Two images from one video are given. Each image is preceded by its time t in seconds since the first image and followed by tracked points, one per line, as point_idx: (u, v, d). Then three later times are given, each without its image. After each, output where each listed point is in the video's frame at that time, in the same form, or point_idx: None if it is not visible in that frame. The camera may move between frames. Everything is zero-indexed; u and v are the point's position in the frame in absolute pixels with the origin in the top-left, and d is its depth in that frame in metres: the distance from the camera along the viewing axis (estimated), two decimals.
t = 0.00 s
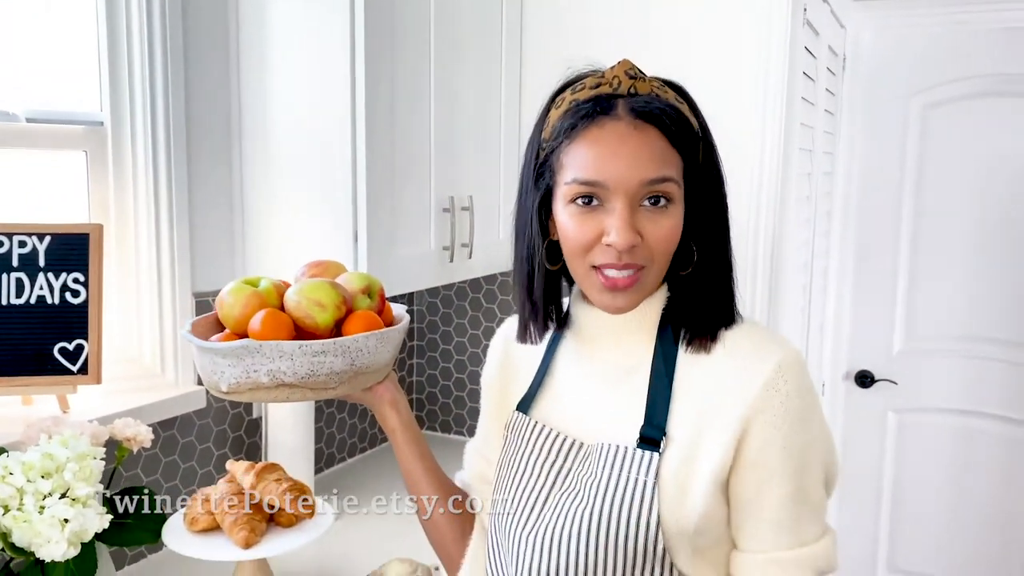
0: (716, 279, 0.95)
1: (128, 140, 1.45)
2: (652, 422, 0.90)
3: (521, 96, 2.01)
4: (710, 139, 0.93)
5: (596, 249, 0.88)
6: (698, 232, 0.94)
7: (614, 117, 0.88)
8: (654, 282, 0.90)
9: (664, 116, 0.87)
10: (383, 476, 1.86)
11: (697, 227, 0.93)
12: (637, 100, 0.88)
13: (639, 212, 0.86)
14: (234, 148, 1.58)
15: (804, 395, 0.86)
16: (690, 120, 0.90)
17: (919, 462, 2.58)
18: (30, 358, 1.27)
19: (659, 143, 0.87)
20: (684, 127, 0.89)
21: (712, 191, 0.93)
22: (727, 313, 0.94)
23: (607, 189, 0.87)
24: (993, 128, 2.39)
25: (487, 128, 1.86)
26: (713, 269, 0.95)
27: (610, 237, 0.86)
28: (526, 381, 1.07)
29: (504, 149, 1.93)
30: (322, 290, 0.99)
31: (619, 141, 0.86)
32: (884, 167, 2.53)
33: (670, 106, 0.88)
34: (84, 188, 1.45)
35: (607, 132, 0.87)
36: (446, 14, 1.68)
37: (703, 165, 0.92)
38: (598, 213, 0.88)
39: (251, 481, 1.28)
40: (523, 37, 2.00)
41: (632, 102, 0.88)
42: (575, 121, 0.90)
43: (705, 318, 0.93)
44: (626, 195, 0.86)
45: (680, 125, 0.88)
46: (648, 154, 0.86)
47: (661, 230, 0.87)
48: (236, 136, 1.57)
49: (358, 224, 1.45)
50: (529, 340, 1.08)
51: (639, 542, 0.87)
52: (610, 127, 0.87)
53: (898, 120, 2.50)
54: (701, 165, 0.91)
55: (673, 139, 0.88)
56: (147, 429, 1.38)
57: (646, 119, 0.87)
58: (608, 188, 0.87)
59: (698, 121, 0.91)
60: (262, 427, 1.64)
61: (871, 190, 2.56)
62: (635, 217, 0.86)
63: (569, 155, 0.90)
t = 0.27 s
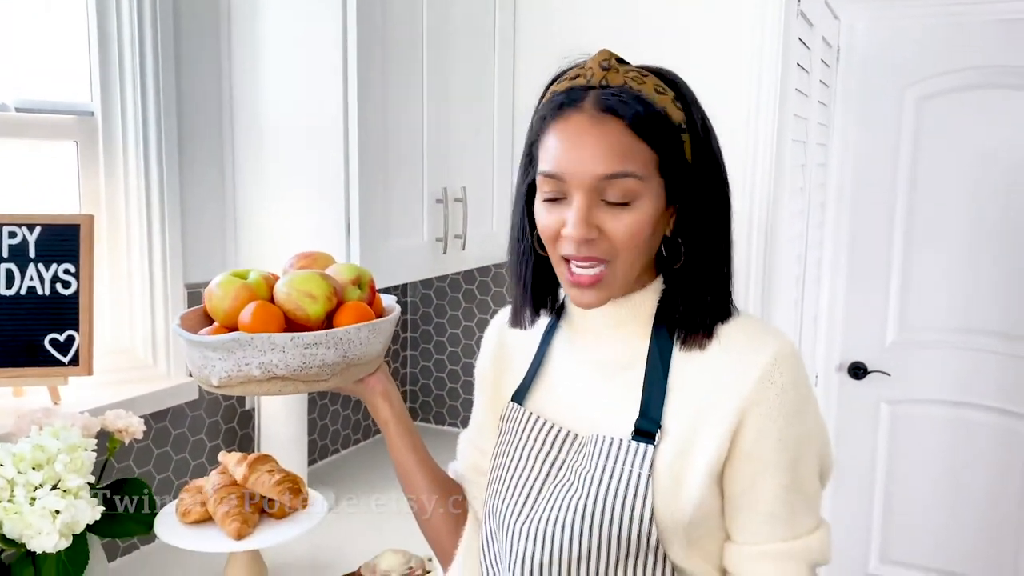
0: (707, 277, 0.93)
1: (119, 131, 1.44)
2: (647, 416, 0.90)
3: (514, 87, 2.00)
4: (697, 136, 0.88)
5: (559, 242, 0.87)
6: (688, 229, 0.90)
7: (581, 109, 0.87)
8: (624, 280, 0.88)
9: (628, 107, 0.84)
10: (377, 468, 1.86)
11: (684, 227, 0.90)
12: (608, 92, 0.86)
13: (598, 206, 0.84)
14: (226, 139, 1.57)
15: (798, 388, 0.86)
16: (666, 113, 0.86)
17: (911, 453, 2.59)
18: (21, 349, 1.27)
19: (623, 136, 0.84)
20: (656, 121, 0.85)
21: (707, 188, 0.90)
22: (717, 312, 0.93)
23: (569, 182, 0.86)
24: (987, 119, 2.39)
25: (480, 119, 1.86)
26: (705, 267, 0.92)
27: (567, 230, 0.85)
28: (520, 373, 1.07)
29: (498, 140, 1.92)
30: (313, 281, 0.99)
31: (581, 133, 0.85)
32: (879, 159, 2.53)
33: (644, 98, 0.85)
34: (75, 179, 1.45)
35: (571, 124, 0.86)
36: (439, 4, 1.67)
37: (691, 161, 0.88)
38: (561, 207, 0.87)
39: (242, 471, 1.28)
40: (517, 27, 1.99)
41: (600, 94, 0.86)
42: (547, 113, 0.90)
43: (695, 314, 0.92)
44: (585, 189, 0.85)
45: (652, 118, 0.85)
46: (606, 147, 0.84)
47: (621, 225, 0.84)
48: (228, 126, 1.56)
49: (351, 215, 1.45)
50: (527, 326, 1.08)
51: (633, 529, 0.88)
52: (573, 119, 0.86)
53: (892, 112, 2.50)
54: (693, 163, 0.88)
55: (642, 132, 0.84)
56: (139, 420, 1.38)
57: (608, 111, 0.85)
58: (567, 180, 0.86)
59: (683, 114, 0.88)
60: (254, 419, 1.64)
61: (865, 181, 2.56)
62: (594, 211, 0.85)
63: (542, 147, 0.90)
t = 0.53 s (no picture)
0: (716, 274, 0.88)
1: (112, 125, 1.43)
2: (647, 412, 0.90)
3: (510, 82, 1.99)
4: (688, 129, 0.85)
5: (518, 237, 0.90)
6: (693, 223, 0.85)
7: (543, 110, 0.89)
8: (575, 277, 0.87)
9: (576, 108, 0.85)
10: (372, 464, 1.86)
11: (684, 223, 0.85)
12: (566, 91, 0.87)
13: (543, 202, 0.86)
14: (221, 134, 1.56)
15: (799, 387, 0.85)
16: (622, 112, 0.84)
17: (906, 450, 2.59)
18: (14, 344, 1.26)
19: (567, 133, 0.85)
20: (608, 121, 0.84)
21: (711, 178, 0.86)
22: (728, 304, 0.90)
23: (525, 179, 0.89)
24: (983, 117, 2.39)
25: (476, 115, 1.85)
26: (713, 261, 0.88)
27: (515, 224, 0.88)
28: (520, 369, 1.07)
29: (493, 136, 1.92)
30: (311, 274, 0.98)
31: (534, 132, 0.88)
32: (874, 156, 2.53)
33: (596, 96, 0.85)
34: (68, 173, 1.44)
35: (532, 124, 0.89)
36: None
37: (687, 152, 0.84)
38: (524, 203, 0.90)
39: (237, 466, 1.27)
40: (513, 23, 1.99)
41: (559, 95, 0.87)
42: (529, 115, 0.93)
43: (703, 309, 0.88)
44: (535, 185, 0.87)
45: (604, 117, 0.84)
46: (550, 146, 0.85)
47: (563, 222, 0.85)
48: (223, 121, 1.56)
49: (346, 210, 1.44)
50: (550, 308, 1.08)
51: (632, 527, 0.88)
52: (533, 120, 0.89)
53: (888, 109, 2.50)
54: (694, 153, 0.85)
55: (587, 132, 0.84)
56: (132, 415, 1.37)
57: (561, 112, 0.86)
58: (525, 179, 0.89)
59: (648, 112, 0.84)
60: (249, 414, 1.64)
61: (861, 179, 2.56)
62: (541, 207, 0.87)
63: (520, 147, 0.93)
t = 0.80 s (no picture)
0: (727, 280, 0.91)
1: (112, 128, 1.43)
2: (644, 420, 0.90)
3: (510, 86, 2.00)
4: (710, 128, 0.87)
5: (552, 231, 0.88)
6: (703, 226, 0.87)
7: (581, 103, 0.87)
8: (613, 274, 0.88)
9: (624, 103, 0.84)
10: (370, 467, 1.86)
11: (698, 224, 0.87)
12: (610, 87, 0.86)
13: (588, 197, 0.85)
14: (220, 138, 1.57)
15: (798, 396, 0.86)
16: (672, 110, 0.85)
17: (904, 453, 2.60)
18: (13, 348, 1.27)
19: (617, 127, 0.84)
20: (657, 117, 0.84)
21: (720, 182, 0.88)
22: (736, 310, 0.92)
23: (563, 172, 0.87)
24: (982, 121, 2.40)
25: (475, 119, 1.86)
26: (721, 267, 0.90)
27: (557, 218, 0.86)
28: (518, 375, 1.07)
29: (493, 140, 1.92)
30: (315, 282, 0.98)
31: (580, 124, 0.86)
32: (873, 160, 2.54)
33: (643, 93, 0.85)
34: (68, 176, 1.44)
35: (569, 117, 0.87)
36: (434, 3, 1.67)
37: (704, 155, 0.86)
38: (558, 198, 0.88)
39: (236, 471, 1.27)
40: (512, 27, 1.99)
41: (603, 89, 0.86)
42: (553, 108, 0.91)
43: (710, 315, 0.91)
44: (579, 179, 0.86)
45: (650, 113, 0.84)
46: (599, 138, 0.84)
47: (611, 216, 0.85)
48: (223, 125, 1.56)
49: (346, 214, 1.44)
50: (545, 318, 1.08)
51: (627, 533, 0.88)
52: (574, 111, 0.87)
53: (888, 113, 2.50)
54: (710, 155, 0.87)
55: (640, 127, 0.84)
56: (132, 419, 1.38)
57: (608, 105, 0.85)
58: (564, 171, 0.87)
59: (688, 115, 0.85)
60: (248, 418, 1.64)
61: (860, 183, 2.57)
62: (584, 201, 0.86)
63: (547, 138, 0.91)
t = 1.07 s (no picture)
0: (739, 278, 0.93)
1: (114, 132, 1.44)
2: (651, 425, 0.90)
3: (510, 90, 2.01)
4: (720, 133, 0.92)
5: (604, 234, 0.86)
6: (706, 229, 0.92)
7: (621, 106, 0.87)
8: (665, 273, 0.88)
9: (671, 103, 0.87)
10: (370, 469, 1.86)
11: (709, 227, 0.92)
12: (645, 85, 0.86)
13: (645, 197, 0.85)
14: (222, 142, 1.57)
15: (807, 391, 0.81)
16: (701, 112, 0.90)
17: (903, 456, 2.60)
18: (15, 350, 1.27)
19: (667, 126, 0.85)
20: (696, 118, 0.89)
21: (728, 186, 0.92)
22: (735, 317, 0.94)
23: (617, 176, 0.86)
24: (981, 125, 2.40)
25: (476, 122, 1.86)
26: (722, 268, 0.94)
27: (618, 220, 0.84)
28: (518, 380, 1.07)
29: (493, 143, 1.93)
30: (313, 291, 0.99)
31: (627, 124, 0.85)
32: (873, 164, 2.54)
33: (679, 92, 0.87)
34: (70, 179, 1.45)
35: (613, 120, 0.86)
36: (435, 8, 1.68)
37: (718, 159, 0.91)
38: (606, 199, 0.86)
39: (236, 473, 1.28)
40: (513, 32, 2.00)
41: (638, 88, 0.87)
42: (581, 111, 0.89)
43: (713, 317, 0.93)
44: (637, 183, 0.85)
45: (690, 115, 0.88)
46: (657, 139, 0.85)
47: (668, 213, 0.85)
48: (225, 128, 1.57)
49: (346, 218, 1.45)
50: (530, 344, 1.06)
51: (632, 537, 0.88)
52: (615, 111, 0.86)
53: (887, 117, 2.51)
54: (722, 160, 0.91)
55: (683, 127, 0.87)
56: (133, 421, 1.38)
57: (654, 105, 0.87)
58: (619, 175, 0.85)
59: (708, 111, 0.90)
60: (248, 420, 1.65)
61: (860, 186, 2.57)
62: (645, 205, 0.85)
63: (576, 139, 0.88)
